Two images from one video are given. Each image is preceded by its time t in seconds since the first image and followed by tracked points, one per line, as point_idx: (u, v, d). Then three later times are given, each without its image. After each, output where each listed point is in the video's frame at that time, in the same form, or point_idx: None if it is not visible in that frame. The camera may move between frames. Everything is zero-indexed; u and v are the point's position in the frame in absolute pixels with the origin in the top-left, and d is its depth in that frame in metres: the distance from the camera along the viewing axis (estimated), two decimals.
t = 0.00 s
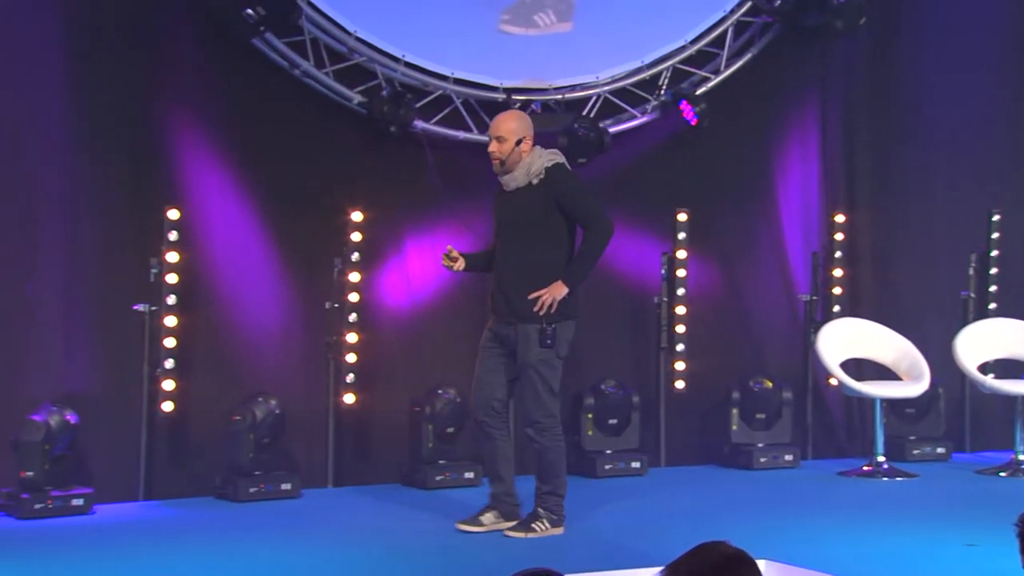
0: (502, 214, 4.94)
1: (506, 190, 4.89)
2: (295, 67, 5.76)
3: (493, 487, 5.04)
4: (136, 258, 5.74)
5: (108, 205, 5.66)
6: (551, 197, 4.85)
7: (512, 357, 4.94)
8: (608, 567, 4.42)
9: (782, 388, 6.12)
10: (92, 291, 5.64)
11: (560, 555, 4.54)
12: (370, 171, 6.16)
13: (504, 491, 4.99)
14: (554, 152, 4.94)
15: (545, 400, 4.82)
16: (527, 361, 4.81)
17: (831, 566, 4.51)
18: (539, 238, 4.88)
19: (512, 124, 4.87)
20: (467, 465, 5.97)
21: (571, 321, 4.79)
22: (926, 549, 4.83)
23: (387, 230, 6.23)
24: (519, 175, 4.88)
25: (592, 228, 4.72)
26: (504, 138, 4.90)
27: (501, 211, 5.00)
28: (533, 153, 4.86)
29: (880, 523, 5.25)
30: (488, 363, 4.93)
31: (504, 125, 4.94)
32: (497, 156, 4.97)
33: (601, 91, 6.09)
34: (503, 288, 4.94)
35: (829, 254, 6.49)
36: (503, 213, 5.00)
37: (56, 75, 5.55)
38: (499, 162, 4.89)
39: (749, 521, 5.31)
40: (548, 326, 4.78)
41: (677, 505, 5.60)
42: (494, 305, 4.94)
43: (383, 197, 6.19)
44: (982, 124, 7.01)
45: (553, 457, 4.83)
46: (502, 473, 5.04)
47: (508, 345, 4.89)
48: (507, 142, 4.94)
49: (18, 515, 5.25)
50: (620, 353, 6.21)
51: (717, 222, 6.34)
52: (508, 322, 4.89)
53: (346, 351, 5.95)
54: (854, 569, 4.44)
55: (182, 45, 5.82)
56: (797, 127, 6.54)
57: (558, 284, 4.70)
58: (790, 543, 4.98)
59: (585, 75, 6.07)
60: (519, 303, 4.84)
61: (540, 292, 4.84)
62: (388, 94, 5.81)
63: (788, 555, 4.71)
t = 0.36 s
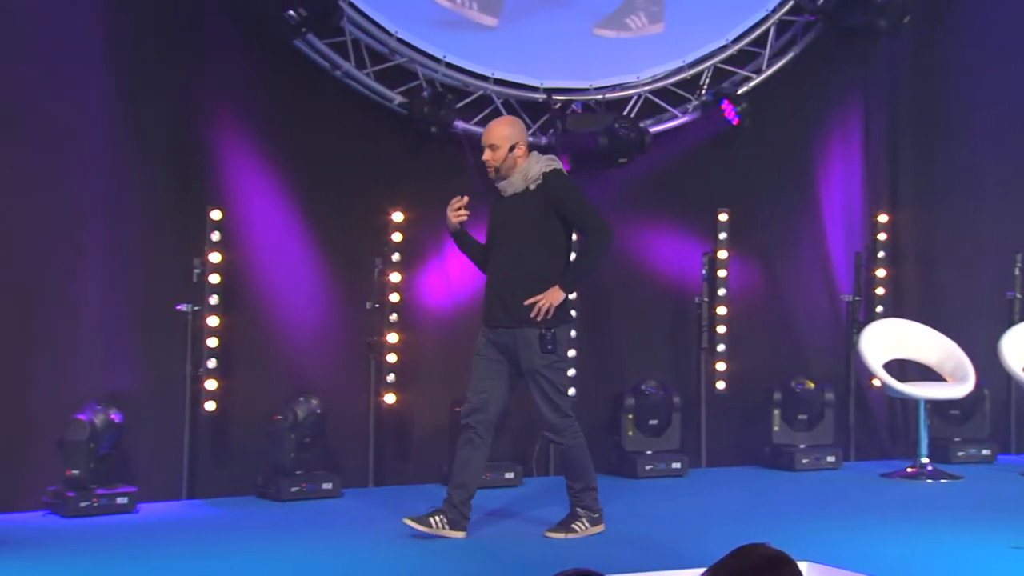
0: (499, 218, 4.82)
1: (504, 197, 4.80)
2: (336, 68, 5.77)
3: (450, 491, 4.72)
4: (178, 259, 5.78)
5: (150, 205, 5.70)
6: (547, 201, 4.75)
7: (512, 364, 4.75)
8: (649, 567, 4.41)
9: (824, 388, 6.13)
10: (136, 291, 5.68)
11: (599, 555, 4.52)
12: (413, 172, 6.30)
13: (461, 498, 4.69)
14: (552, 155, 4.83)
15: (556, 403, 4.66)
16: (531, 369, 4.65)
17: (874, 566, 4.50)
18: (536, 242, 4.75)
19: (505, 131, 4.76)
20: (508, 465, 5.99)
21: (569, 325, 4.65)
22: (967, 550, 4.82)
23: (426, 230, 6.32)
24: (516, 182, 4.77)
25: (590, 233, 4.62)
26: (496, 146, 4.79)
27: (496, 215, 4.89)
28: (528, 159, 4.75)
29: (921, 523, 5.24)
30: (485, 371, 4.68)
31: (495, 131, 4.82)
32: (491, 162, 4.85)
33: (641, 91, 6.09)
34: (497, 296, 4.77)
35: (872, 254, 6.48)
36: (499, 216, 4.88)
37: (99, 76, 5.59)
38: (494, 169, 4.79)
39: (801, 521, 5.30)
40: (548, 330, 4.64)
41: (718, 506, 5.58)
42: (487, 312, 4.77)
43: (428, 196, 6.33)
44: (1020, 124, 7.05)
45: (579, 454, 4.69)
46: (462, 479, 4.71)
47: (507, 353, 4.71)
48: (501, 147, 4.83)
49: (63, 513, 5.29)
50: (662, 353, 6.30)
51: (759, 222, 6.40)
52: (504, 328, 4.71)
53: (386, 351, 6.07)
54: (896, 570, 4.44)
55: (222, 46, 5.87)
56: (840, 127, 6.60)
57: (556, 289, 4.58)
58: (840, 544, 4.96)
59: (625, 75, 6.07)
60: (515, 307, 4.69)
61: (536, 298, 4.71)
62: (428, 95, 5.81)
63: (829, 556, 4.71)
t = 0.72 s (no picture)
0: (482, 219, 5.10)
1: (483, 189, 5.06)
2: (378, 68, 5.79)
3: (483, 496, 5.00)
4: (221, 260, 5.81)
5: (195, 205, 5.74)
6: (526, 200, 5.03)
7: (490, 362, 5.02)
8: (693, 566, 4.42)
9: (869, 390, 6.14)
10: (180, 290, 5.72)
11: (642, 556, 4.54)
12: (458, 171, 6.33)
13: (491, 500, 4.97)
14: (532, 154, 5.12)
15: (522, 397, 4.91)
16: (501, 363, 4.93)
17: (920, 568, 4.46)
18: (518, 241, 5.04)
19: (490, 124, 5.06)
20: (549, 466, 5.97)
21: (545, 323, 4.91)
22: (1013, 552, 4.76)
23: (468, 230, 6.34)
24: (497, 177, 5.06)
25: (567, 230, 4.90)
26: (482, 137, 5.12)
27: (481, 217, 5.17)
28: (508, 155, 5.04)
29: (966, 525, 5.19)
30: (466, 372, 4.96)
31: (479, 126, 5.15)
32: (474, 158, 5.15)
33: (683, 91, 6.09)
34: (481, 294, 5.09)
35: (917, 254, 6.44)
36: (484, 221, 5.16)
37: (144, 77, 5.64)
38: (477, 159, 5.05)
39: (846, 521, 5.28)
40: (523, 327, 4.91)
41: (760, 507, 5.55)
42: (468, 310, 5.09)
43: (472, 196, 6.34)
44: None
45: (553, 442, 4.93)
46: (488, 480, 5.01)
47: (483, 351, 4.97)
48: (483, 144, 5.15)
49: (109, 511, 5.34)
50: (704, 352, 6.31)
51: (802, 221, 6.43)
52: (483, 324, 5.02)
53: (429, 351, 6.07)
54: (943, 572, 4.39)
55: (265, 46, 5.89)
56: (885, 126, 6.59)
57: (535, 288, 4.82)
58: (886, 544, 4.93)
59: (667, 75, 6.07)
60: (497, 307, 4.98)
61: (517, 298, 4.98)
62: (470, 95, 5.81)
63: (873, 558, 4.67)
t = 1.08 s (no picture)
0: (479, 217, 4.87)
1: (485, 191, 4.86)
2: (423, 69, 5.80)
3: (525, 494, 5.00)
4: (267, 260, 5.84)
5: (243, 205, 5.78)
6: (526, 200, 4.82)
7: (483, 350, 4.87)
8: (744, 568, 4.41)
9: (915, 391, 6.11)
10: (228, 290, 5.76)
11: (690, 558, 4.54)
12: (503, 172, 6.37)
13: (533, 500, 4.96)
14: (533, 153, 4.90)
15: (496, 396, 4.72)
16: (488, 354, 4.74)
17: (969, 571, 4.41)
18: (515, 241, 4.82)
19: (492, 125, 4.84)
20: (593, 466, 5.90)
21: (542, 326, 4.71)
22: None
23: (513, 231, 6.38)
24: (498, 178, 4.83)
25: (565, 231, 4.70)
26: (484, 140, 4.89)
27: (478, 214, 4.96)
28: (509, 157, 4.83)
29: (1015, 528, 5.13)
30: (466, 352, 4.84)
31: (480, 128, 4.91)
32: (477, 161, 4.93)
33: (728, 90, 6.08)
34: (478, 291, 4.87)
35: (965, 255, 6.36)
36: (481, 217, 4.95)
37: (192, 78, 5.68)
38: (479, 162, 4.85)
39: (889, 524, 5.23)
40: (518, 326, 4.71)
41: (805, 509, 5.52)
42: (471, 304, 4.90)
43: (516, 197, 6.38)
44: None
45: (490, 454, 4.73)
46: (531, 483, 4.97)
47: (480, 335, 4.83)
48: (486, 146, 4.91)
49: (157, 509, 5.38)
50: (749, 352, 6.34)
51: (846, 222, 6.43)
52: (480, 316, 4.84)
53: (471, 350, 5.96)
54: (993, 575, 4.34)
55: (311, 46, 5.92)
56: (932, 125, 6.59)
57: (533, 289, 4.63)
58: (939, 546, 4.89)
59: (712, 74, 6.07)
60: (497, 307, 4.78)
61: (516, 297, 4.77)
62: (514, 96, 5.78)
63: (919, 560, 4.62)
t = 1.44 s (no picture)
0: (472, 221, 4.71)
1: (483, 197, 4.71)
2: (466, 70, 5.76)
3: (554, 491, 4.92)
4: (311, 260, 5.86)
5: (289, 206, 5.81)
6: (520, 205, 4.65)
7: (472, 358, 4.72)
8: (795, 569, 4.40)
9: (963, 392, 6.11)
10: (272, 290, 5.79)
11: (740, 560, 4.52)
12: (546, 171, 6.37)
13: (565, 494, 4.88)
14: (530, 157, 4.73)
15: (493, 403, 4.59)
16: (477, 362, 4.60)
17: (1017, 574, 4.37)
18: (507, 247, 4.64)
19: (487, 131, 4.66)
20: (637, 467, 5.91)
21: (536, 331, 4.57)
22: None
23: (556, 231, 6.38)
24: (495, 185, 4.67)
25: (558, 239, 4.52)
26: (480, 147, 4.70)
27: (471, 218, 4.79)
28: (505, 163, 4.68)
29: None
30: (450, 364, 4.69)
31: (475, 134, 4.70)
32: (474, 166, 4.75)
33: (773, 89, 6.04)
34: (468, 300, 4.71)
35: (1014, 255, 6.30)
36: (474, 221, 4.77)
37: (238, 79, 5.71)
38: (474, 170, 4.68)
39: (933, 526, 5.19)
40: (509, 332, 4.56)
41: (848, 510, 5.50)
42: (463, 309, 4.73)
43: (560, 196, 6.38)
44: None
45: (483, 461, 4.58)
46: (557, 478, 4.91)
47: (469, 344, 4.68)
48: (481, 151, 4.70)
49: (202, 508, 5.43)
50: (793, 353, 6.32)
51: (891, 222, 6.41)
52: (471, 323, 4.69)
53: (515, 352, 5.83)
54: None
55: (356, 46, 5.93)
56: (979, 124, 6.55)
57: (522, 295, 4.49)
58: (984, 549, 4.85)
59: (757, 73, 6.05)
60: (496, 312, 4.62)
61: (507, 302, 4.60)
62: (557, 96, 5.77)
63: (966, 562, 4.59)
